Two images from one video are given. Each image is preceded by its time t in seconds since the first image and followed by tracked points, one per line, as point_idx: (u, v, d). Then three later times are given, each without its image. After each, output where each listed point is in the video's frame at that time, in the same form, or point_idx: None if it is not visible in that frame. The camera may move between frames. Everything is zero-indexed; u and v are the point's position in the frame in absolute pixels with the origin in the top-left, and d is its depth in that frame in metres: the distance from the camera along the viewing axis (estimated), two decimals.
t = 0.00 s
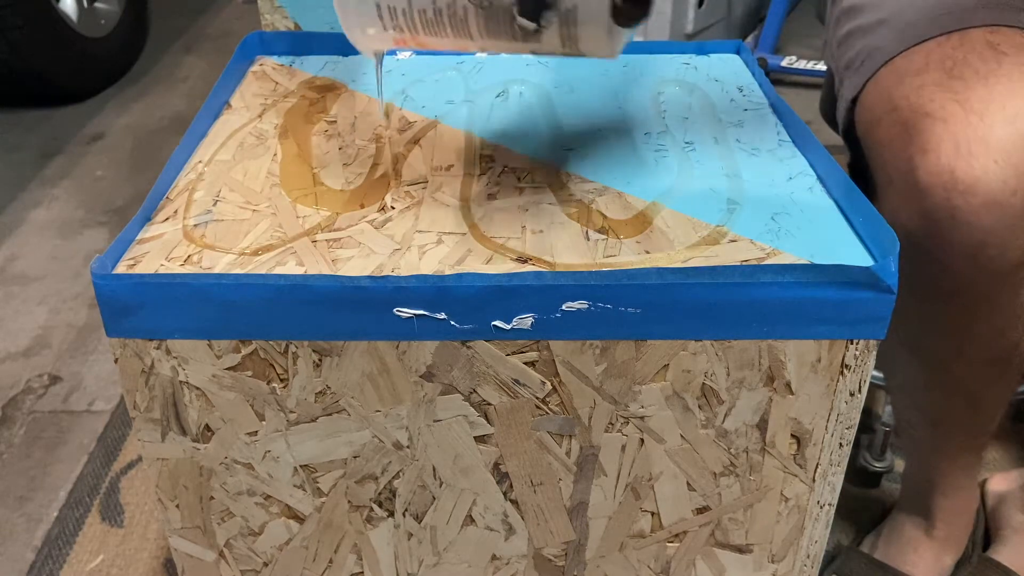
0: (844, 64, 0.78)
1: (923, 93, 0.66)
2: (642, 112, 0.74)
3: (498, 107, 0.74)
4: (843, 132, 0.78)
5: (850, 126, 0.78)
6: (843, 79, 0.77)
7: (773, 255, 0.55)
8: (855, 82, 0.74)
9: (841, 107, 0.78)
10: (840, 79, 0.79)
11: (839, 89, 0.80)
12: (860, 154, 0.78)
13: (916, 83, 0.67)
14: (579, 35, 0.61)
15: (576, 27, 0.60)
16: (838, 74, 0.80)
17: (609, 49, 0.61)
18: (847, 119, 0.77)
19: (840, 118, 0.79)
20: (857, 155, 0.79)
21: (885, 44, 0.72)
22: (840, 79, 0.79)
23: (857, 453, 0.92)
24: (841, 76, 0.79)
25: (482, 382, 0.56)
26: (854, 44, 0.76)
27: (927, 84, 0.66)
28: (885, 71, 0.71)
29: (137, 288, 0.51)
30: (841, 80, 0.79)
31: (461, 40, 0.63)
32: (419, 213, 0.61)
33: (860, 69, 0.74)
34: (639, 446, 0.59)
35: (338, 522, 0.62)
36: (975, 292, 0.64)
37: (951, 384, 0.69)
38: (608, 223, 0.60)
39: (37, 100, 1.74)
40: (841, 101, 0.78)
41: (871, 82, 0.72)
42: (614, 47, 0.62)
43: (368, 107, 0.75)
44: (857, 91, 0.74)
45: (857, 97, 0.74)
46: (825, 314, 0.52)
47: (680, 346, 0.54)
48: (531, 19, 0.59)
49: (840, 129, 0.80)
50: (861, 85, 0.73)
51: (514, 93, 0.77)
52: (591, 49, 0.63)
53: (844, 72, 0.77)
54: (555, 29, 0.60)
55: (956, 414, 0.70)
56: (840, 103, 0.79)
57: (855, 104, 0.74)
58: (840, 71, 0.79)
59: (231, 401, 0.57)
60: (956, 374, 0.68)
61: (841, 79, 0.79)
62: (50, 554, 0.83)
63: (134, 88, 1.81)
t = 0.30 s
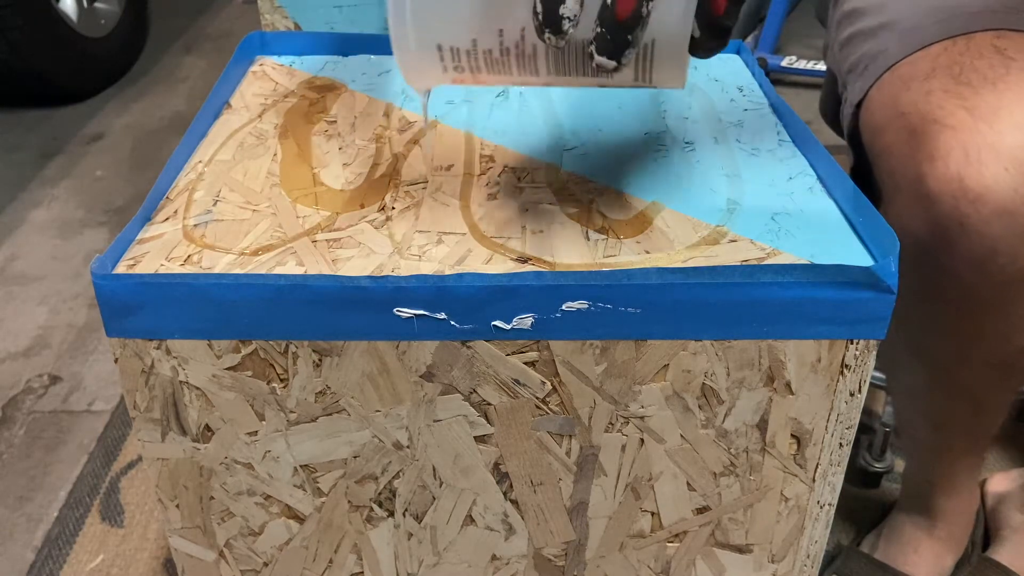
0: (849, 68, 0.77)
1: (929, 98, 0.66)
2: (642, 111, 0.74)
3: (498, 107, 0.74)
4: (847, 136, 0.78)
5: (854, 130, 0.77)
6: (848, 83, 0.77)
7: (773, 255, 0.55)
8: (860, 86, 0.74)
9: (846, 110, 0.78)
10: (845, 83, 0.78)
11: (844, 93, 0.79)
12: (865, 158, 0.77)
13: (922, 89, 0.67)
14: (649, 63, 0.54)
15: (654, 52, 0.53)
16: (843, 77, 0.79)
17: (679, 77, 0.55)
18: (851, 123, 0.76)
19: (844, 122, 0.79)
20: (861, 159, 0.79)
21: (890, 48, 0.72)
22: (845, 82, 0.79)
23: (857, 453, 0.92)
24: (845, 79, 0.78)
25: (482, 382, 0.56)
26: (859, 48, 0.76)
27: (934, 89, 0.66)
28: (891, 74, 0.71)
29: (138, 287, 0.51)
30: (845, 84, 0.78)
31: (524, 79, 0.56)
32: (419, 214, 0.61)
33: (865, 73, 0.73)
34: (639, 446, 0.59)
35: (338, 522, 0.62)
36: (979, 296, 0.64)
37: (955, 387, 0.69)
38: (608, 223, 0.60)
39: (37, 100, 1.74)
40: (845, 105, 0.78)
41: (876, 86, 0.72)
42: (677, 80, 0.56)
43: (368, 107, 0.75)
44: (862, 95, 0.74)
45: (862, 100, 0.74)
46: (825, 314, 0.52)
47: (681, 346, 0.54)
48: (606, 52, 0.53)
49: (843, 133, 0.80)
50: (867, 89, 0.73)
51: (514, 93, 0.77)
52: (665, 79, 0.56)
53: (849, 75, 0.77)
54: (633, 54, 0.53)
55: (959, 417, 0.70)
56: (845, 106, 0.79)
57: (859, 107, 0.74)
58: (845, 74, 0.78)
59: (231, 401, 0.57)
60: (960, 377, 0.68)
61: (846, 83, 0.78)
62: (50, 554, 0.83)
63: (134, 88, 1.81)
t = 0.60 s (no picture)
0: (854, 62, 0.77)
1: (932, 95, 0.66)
2: (642, 112, 0.74)
3: (498, 107, 0.74)
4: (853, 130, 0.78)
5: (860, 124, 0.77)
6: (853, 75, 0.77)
7: (773, 255, 0.55)
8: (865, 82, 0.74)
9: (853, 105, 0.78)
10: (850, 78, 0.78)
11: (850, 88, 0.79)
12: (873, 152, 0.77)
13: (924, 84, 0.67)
14: None
15: None
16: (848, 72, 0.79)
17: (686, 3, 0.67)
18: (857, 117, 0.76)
19: (849, 116, 0.79)
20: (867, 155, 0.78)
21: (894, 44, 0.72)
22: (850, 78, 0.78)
23: (857, 453, 0.92)
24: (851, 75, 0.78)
25: (482, 382, 0.56)
26: (862, 44, 0.76)
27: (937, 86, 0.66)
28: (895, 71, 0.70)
29: (138, 288, 0.51)
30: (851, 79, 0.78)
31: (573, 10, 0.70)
32: (419, 213, 0.61)
33: (871, 64, 0.74)
34: (639, 446, 0.59)
35: (338, 522, 0.62)
36: (981, 294, 0.63)
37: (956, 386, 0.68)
38: (608, 223, 0.60)
39: (37, 100, 1.74)
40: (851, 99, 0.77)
41: (883, 81, 0.72)
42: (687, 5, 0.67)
43: (368, 107, 0.75)
44: (870, 89, 0.74)
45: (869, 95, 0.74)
46: (825, 314, 0.52)
47: (680, 346, 0.54)
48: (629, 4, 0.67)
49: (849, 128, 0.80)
50: (873, 80, 0.73)
51: (514, 93, 0.77)
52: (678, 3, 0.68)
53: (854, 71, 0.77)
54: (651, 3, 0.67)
55: (959, 414, 0.70)
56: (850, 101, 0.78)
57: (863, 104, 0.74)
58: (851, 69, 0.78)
59: (231, 401, 0.57)
60: (961, 375, 0.68)
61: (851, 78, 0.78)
62: (50, 554, 0.83)
63: (134, 88, 1.81)
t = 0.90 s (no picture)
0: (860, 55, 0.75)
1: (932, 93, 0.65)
2: (642, 112, 0.74)
3: (498, 107, 0.74)
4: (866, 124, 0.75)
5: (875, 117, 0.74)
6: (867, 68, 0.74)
7: (773, 255, 0.55)
8: (882, 72, 0.70)
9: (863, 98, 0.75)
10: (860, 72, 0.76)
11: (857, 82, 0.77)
12: (892, 144, 0.74)
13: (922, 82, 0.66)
14: None
15: None
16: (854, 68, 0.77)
17: None
18: (871, 109, 0.73)
19: (863, 110, 0.75)
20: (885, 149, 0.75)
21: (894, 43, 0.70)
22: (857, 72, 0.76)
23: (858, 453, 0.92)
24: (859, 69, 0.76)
25: (482, 382, 0.56)
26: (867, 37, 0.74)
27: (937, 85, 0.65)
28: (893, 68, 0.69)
29: (138, 288, 0.51)
30: (860, 73, 0.76)
31: None
32: (419, 213, 0.61)
33: (890, 55, 0.70)
34: (639, 446, 0.59)
35: (339, 522, 0.62)
36: (986, 290, 0.64)
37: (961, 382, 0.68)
38: (608, 223, 0.60)
39: (37, 99, 1.74)
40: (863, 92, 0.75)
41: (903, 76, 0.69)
42: None
43: (368, 107, 0.75)
44: (890, 82, 0.70)
45: (887, 87, 0.71)
46: (824, 314, 0.52)
47: (681, 346, 0.54)
48: None
49: (862, 122, 0.76)
50: (894, 71, 0.69)
51: (514, 93, 0.77)
52: None
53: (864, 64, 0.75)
54: None
55: (961, 410, 0.70)
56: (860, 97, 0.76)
57: (878, 94, 0.71)
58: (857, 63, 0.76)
59: (231, 401, 0.57)
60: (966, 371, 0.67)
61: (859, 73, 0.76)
62: (50, 554, 0.83)
63: (134, 88, 1.81)
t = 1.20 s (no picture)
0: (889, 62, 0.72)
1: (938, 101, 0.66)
2: (642, 112, 0.74)
3: (498, 107, 0.74)
4: (896, 134, 0.71)
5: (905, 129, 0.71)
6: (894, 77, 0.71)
7: (773, 255, 0.55)
8: (916, 80, 0.68)
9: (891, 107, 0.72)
10: (887, 80, 0.73)
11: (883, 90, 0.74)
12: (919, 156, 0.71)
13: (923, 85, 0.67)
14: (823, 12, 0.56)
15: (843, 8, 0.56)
16: (880, 75, 0.74)
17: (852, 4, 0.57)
18: (900, 118, 0.70)
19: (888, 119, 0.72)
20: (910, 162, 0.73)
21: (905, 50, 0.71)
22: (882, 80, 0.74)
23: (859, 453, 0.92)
24: (887, 78, 0.73)
25: (482, 382, 0.56)
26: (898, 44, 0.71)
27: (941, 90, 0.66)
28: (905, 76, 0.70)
29: (138, 287, 0.51)
30: (885, 82, 0.73)
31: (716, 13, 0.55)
32: (419, 213, 0.61)
33: (923, 65, 0.68)
34: (639, 446, 0.59)
35: (338, 522, 0.62)
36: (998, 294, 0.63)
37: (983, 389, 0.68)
38: (609, 223, 0.60)
39: (37, 99, 1.74)
40: (891, 102, 0.72)
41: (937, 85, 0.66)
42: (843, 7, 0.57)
43: (368, 107, 0.75)
44: (924, 90, 0.67)
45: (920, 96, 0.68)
46: (824, 314, 0.52)
47: (680, 346, 0.54)
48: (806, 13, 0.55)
49: (888, 132, 0.73)
50: (930, 80, 0.67)
51: (514, 94, 0.77)
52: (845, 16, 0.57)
53: (894, 73, 0.71)
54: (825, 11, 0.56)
55: (985, 416, 0.69)
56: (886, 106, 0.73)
57: (911, 104, 0.69)
58: (885, 71, 0.73)
59: (231, 401, 0.57)
60: (981, 375, 0.67)
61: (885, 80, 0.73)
62: (50, 554, 0.83)
63: (134, 88, 1.81)
